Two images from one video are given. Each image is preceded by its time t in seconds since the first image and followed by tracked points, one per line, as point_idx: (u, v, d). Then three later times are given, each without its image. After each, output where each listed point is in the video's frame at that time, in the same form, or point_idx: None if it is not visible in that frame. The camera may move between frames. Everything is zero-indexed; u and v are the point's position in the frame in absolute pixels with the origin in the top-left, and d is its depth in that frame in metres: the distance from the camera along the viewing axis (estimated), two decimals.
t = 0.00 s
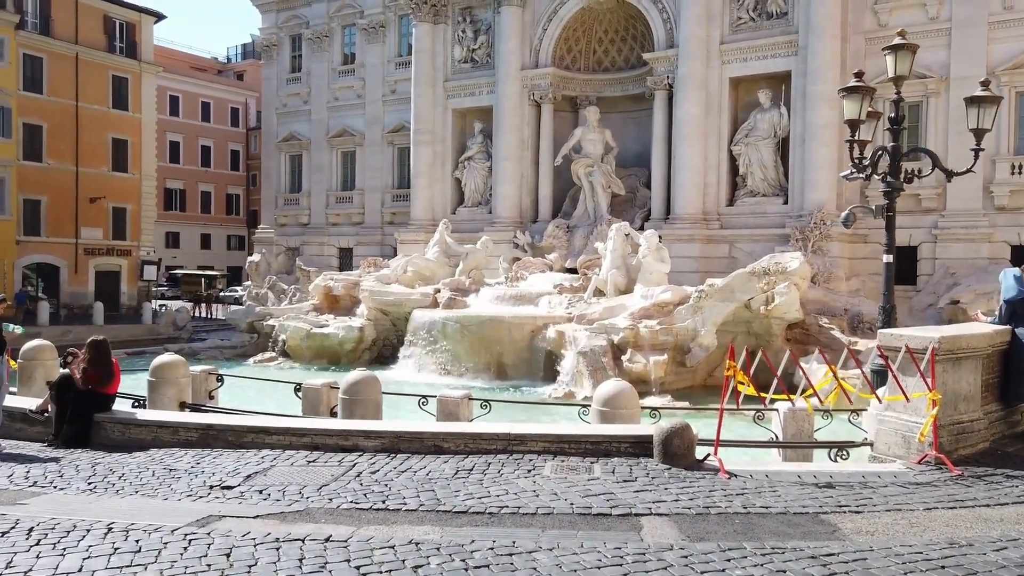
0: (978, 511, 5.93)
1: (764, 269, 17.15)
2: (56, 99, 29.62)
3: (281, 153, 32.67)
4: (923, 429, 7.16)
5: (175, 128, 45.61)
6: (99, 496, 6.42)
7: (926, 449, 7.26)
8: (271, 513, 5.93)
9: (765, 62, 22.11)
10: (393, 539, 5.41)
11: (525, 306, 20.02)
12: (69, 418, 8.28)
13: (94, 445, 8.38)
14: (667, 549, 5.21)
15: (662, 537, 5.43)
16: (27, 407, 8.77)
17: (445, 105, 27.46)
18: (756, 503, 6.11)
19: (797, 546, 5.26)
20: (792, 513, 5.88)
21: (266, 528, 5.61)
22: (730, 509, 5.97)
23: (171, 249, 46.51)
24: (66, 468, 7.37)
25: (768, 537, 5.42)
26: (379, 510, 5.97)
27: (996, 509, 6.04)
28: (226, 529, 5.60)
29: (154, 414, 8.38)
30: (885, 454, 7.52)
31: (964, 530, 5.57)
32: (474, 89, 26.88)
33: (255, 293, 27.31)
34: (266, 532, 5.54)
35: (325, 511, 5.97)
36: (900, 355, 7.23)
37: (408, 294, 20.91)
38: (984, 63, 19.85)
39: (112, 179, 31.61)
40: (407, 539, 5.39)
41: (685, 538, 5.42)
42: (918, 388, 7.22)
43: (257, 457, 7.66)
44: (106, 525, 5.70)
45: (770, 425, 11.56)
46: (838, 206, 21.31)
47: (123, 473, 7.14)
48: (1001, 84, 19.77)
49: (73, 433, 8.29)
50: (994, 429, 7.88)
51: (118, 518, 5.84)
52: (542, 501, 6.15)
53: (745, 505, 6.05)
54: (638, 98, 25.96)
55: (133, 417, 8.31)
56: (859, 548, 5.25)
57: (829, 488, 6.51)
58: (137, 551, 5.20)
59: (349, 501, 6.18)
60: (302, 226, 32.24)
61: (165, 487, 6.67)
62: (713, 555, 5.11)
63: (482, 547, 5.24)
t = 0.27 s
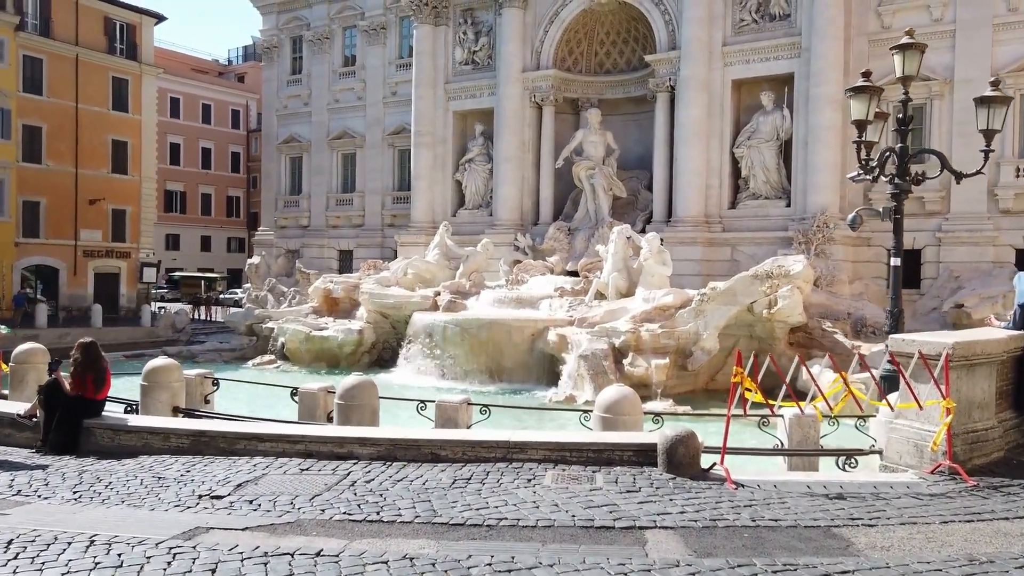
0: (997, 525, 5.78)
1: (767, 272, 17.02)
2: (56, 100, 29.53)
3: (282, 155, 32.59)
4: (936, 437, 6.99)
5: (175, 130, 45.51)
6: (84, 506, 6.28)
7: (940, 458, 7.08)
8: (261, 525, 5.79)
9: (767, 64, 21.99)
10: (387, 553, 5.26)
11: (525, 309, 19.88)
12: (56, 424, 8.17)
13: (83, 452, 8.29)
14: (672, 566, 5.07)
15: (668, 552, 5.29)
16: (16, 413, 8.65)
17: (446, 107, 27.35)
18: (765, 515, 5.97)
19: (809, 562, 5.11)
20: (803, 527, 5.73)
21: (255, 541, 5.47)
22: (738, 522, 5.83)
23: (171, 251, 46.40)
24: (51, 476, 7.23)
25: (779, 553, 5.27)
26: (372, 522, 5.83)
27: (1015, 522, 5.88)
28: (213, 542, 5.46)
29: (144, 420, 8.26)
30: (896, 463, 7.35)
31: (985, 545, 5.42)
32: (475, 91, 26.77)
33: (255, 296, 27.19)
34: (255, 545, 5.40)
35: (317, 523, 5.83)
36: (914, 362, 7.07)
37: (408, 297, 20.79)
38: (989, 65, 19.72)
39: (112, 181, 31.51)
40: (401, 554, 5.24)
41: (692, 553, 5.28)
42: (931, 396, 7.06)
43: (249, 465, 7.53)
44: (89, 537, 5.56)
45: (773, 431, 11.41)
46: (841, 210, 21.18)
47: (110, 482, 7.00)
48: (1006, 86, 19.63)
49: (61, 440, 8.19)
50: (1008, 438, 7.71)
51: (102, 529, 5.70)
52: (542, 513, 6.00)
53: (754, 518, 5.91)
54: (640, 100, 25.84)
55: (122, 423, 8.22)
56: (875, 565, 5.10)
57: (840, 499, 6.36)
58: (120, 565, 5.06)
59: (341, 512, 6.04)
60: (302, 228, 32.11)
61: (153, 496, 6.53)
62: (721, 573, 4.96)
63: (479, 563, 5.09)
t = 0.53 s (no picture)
0: (1015, 537, 5.63)
1: (769, 274, 16.91)
2: (55, 101, 29.43)
3: (281, 156, 32.50)
4: (949, 445, 6.86)
5: (175, 131, 45.42)
6: (66, 515, 6.15)
7: (952, 465, 6.95)
8: (248, 536, 5.65)
9: (769, 65, 21.87)
10: (378, 567, 5.12)
11: (526, 311, 19.74)
12: (44, 429, 8.07)
13: (71, 457, 8.17)
14: None
15: (673, 566, 5.15)
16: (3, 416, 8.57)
17: (446, 108, 27.24)
18: (774, 526, 5.83)
19: None
20: (814, 538, 5.59)
21: (241, 554, 5.33)
22: (745, 533, 5.69)
23: (171, 253, 46.29)
24: (36, 483, 7.10)
25: (790, 566, 5.13)
26: (364, 533, 5.69)
27: None
28: (198, 555, 5.32)
29: (133, 425, 8.13)
30: (907, 470, 7.23)
31: (1003, 558, 5.27)
32: (475, 92, 26.66)
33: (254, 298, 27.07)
34: (241, 558, 5.26)
35: (307, 534, 5.69)
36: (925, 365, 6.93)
37: (408, 299, 20.65)
38: (992, 66, 19.59)
39: (111, 182, 31.41)
40: (393, 568, 5.10)
41: (698, 566, 5.15)
42: (944, 402, 6.93)
43: (240, 472, 7.39)
44: (69, 549, 5.43)
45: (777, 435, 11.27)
46: (843, 211, 21.05)
47: (95, 490, 6.87)
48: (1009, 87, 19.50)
49: (49, 445, 8.08)
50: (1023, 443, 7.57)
51: (83, 541, 5.57)
52: (542, 523, 5.86)
53: (762, 529, 5.77)
54: (641, 102, 25.72)
55: (111, 429, 8.07)
56: None
57: (851, 509, 6.22)
58: None
59: (333, 522, 5.90)
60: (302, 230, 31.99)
61: (138, 505, 6.40)
62: None
63: None
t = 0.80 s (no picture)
0: None
1: (773, 275, 16.77)
2: (54, 103, 29.33)
3: (282, 158, 32.39)
4: (964, 453, 6.71)
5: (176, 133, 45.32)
6: (47, 528, 6.01)
7: (968, 474, 6.78)
8: (234, 550, 5.50)
9: (772, 65, 21.73)
10: None
11: (527, 313, 19.59)
12: (31, 436, 7.97)
13: (59, 465, 8.07)
14: None
15: None
16: None
17: (447, 109, 27.11)
18: (784, 539, 5.67)
19: None
20: (826, 553, 5.44)
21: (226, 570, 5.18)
22: (755, 547, 5.53)
23: (172, 255, 46.19)
24: (19, 493, 6.96)
25: None
26: (356, 547, 5.54)
27: None
28: (180, 571, 5.16)
29: (121, 432, 8.02)
30: (920, 478, 7.08)
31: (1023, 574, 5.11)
32: (476, 93, 26.53)
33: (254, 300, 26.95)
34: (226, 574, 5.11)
35: (295, 549, 5.54)
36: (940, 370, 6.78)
37: (409, 301, 20.51)
38: (997, 65, 19.43)
39: (110, 184, 31.31)
40: None
41: None
42: (959, 408, 6.78)
43: (230, 481, 7.25)
44: (47, 565, 5.28)
45: (782, 440, 11.11)
46: (847, 212, 20.90)
47: (79, 500, 6.73)
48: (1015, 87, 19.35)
49: (36, 452, 7.98)
50: None
51: (62, 556, 5.42)
52: (541, 537, 5.71)
53: (772, 543, 5.61)
54: (643, 102, 25.58)
55: (98, 436, 7.97)
56: None
57: (863, 520, 6.07)
58: None
59: (323, 535, 5.76)
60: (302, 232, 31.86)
61: (122, 517, 6.25)
62: None
63: None
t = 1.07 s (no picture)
0: None
1: (777, 276, 16.64)
2: (54, 103, 29.23)
3: (282, 159, 32.29)
4: (982, 459, 6.58)
5: (177, 134, 45.24)
6: (31, 538, 5.86)
7: (986, 482, 6.66)
8: (223, 563, 5.36)
9: (776, 64, 21.59)
10: None
11: (529, 314, 19.46)
12: (20, 441, 7.84)
13: (48, 470, 7.93)
14: None
15: None
16: None
17: (448, 110, 26.99)
18: (796, 551, 5.53)
19: None
20: (841, 566, 5.29)
21: None
22: (766, 560, 5.38)
23: (173, 257, 46.10)
24: (4, 501, 6.83)
25: None
26: (349, 559, 5.40)
27: None
28: None
29: (111, 437, 7.89)
30: (936, 485, 6.95)
31: None
32: (478, 93, 26.41)
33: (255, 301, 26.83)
34: None
35: (287, 561, 5.39)
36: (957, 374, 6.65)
37: (410, 302, 20.38)
38: (1002, 64, 19.28)
39: (111, 185, 31.21)
40: None
41: None
42: (977, 414, 6.66)
43: (222, 488, 7.12)
44: None
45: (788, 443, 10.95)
46: (851, 213, 20.76)
47: (66, 508, 6.59)
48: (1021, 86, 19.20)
49: (25, 457, 7.85)
50: None
51: (45, 568, 5.27)
52: (542, 548, 5.57)
53: (783, 554, 5.47)
54: (645, 102, 25.45)
55: (86, 441, 7.83)
56: None
57: (879, 531, 5.93)
58: None
59: (315, 547, 5.61)
60: (303, 233, 31.74)
61: (108, 526, 6.12)
62: None
63: None
